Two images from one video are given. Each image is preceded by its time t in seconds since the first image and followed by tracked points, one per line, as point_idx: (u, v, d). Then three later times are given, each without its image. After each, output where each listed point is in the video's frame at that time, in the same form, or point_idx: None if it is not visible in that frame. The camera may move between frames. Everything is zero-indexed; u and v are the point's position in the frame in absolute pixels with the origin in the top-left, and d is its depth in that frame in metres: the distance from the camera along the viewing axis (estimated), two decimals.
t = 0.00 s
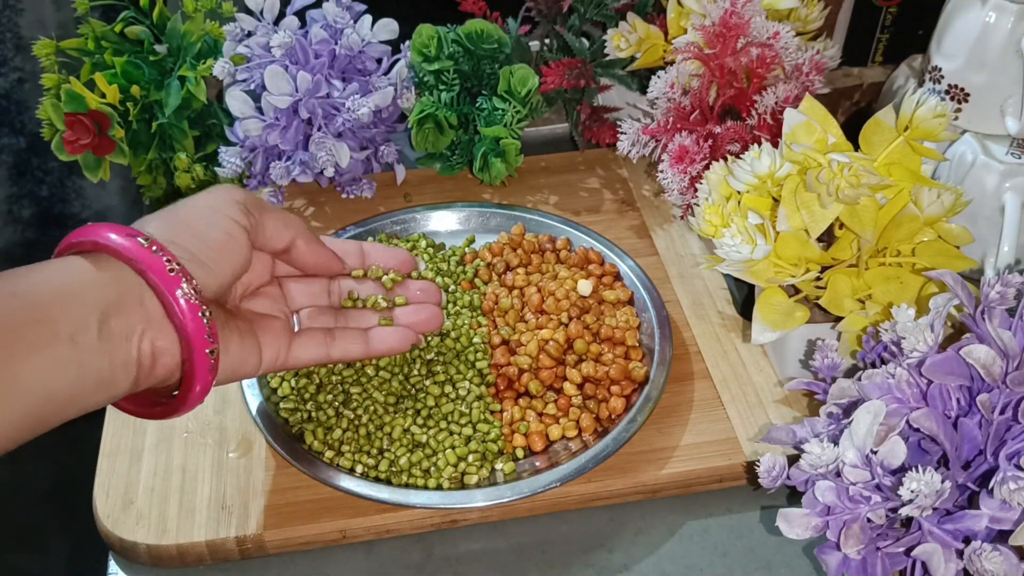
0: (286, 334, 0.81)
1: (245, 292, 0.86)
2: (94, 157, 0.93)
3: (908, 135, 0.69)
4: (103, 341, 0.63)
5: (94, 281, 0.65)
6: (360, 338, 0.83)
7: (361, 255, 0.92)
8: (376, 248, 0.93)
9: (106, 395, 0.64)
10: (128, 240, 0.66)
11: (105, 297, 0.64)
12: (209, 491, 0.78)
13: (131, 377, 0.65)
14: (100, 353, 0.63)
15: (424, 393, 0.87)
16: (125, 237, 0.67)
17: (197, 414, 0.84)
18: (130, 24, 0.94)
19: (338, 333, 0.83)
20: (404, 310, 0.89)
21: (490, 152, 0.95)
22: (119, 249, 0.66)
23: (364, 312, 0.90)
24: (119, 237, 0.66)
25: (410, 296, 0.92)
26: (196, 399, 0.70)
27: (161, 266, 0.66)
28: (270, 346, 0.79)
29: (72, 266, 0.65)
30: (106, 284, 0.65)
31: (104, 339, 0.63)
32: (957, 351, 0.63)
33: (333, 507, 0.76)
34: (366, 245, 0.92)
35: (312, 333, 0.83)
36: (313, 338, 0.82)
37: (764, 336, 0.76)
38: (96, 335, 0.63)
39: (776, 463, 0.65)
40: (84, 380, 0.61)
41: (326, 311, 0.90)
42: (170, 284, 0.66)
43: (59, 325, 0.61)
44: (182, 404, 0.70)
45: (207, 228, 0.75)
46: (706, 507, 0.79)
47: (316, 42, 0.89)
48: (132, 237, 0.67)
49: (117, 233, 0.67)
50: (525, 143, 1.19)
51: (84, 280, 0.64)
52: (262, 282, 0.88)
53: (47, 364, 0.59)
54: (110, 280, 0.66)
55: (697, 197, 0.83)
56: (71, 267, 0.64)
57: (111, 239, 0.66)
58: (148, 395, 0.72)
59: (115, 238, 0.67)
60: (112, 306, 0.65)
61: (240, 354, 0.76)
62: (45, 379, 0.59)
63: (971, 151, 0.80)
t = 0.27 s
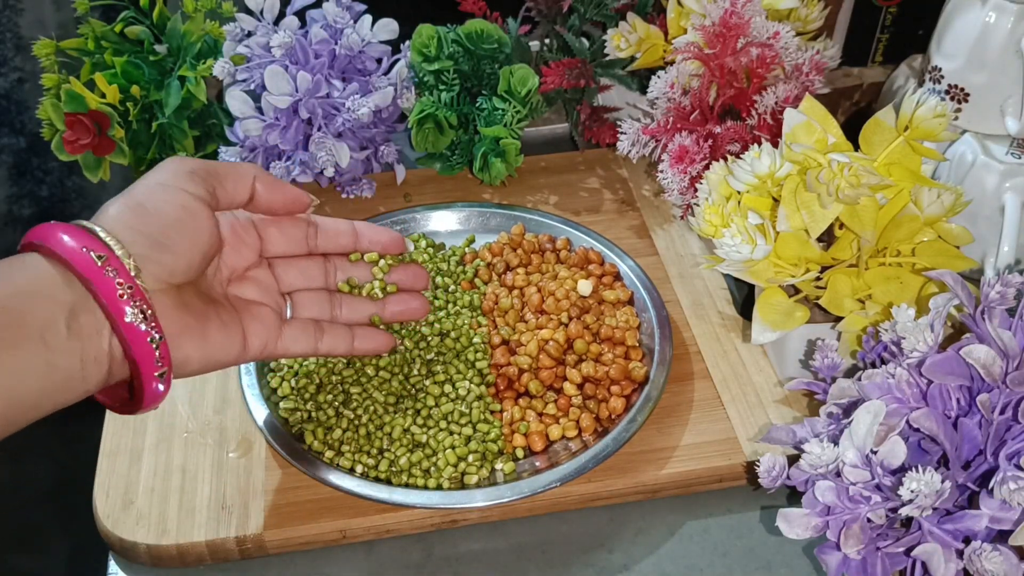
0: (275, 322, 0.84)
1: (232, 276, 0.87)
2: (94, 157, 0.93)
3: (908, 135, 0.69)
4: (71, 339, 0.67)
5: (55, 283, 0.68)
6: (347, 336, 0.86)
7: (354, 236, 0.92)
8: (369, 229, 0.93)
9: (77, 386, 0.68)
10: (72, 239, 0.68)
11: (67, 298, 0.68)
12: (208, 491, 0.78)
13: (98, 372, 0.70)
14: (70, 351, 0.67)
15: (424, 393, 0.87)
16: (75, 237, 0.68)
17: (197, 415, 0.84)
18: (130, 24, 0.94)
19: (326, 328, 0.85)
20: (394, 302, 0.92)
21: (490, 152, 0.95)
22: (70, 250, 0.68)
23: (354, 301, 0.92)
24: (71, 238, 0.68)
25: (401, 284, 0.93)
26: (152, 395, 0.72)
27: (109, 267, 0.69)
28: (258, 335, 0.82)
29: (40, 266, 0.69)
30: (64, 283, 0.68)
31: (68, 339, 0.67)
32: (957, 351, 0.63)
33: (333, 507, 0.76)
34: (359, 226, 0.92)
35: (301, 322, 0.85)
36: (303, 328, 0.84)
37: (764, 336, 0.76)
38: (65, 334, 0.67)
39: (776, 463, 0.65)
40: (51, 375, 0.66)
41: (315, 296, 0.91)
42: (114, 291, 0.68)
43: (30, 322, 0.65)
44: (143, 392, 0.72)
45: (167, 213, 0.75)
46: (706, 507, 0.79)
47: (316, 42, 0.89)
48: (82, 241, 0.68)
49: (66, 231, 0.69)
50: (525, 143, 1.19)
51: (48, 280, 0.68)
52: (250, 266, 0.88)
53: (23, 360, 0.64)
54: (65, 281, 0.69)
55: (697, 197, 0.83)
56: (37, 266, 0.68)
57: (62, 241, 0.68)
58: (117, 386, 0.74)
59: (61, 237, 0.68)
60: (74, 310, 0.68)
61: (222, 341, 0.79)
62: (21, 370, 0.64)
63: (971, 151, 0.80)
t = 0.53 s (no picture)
0: (259, 308, 0.85)
1: (221, 255, 0.88)
2: (93, 157, 0.93)
3: (908, 135, 0.69)
4: (52, 319, 0.69)
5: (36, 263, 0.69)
6: (327, 323, 0.86)
7: (345, 225, 0.90)
8: (359, 218, 0.90)
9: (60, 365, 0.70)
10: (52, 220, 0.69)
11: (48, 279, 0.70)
12: (208, 491, 0.78)
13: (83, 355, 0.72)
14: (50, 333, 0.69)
15: (424, 393, 0.87)
16: (56, 217, 0.69)
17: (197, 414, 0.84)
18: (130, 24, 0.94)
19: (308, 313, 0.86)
20: (377, 294, 0.92)
21: (490, 152, 0.95)
22: (49, 230, 0.68)
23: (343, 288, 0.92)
24: (53, 219, 0.68)
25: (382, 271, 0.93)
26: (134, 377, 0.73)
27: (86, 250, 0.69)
28: (241, 319, 0.83)
29: (26, 243, 0.70)
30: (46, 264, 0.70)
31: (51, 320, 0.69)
32: (957, 351, 0.63)
33: (333, 507, 0.76)
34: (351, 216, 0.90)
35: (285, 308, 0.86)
36: (287, 315, 0.85)
37: (764, 336, 0.76)
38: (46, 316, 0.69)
39: (776, 463, 0.65)
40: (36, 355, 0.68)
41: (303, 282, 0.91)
42: (92, 276, 0.68)
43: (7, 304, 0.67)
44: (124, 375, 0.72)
45: (151, 194, 0.75)
46: (706, 507, 0.79)
47: (316, 42, 0.89)
48: (62, 222, 0.69)
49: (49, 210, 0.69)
50: (525, 143, 1.19)
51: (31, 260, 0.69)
52: (239, 246, 0.89)
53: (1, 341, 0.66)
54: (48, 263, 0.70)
55: (697, 197, 0.83)
56: (21, 245, 0.69)
57: (43, 221, 0.68)
58: (99, 364, 0.75)
59: (47, 216, 0.68)
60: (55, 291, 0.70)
61: (202, 325, 0.80)
62: None
63: (971, 151, 0.80)
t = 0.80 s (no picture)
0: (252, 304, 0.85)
1: (219, 241, 0.86)
2: (93, 157, 0.93)
3: (908, 135, 0.69)
4: (50, 315, 0.67)
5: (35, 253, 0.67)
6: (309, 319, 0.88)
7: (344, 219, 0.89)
8: (359, 215, 0.90)
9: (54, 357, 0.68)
10: (56, 211, 0.67)
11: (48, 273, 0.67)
12: (208, 491, 0.78)
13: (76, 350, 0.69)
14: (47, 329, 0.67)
15: (424, 393, 0.87)
16: (59, 208, 0.67)
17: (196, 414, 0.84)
18: (130, 24, 0.95)
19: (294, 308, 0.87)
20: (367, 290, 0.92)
21: (489, 152, 0.95)
22: (51, 221, 0.66)
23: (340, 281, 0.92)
24: (54, 208, 0.67)
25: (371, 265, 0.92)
26: (127, 373, 0.72)
27: (90, 248, 0.67)
28: (233, 314, 0.83)
29: (24, 232, 0.68)
30: (47, 255, 0.67)
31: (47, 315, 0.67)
32: (957, 351, 0.63)
33: (333, 507, 0.76)
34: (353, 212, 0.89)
35: (276, 303, 0.86)
36: (278, 311, 0.86)
37: (764, 336, 0.76)
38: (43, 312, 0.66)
39: (776, 463, 0.65)
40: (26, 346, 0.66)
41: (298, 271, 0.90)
42: (92, 277, 0.67)
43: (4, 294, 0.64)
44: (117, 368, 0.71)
45: (158, 190, 0.74)
46: (706, 507, 0.79)
47: (316, 42, 0.89)
48: (67, 216, 0.67)
49: (51, 200, 0.67)
50: (525, 143, 1.19)
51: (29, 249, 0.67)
52: (237, 233, 0.87)
53: None
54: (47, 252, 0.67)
55: (697, 197, 0.83)
56: (20, 234, 0.67)
57: (44, 209, 0.66)
58: (92, 354, 0.73)
59: (47, 206, 0.67)
60: (55, 288, 0.68)
61: (196, 322, 0.80)
62: None
63: (971, 151, 0.80)
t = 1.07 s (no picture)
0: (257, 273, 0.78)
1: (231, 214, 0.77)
2: (94, 157, 0.93)
3: (908, 135, 0.69)
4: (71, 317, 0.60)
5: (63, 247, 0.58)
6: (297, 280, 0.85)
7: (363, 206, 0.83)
8: (381, 196, 0.84)
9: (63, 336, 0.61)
10: (97, 203, 0.58)
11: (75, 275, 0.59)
12: (208, 491, 0.78)
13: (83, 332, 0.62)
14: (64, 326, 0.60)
15: (424, 393, 0.87)
16: (100, 201, 0.59)
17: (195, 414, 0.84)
18: (130, 24, 0.95)
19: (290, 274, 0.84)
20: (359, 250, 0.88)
21: (490, 152, 0.95)
22: (86, 211, 0.58)
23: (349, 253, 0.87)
24: (89, 193, 0.59)
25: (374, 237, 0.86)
26: (146, 369, 0.67)
27: (132, 258, 0.59)
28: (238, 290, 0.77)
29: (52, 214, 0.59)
30: (79, 248, 0.59)
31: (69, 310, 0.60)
32: (957, 351, 0.63)
33: (333, 507, 0.76)
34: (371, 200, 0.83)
35: (274, 274, 0.82)
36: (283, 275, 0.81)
37: (764, 336, 0.76)
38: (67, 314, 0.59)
39: (776, 463, 0.65)
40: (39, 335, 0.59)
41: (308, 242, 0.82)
42: (127, 290, 0.60)
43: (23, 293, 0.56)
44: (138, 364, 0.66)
45: (215, 220, 0.65)
46: (706, 507, 0.79)
47: (316, 42, 0.89)
48: (112, 213, 0.59)
49: (94, 187, 0.59)
50: (525, 143, 1.19)
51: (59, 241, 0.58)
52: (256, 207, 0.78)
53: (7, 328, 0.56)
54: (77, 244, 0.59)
55: (697, 197, 0.83)
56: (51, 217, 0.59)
57: (79, 193, 0.58)
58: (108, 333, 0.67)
59: (84, 191, 0.59)
60: (89, 289, 0.60)
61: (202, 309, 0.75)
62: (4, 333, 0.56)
63: (971, 151, 0.80)
